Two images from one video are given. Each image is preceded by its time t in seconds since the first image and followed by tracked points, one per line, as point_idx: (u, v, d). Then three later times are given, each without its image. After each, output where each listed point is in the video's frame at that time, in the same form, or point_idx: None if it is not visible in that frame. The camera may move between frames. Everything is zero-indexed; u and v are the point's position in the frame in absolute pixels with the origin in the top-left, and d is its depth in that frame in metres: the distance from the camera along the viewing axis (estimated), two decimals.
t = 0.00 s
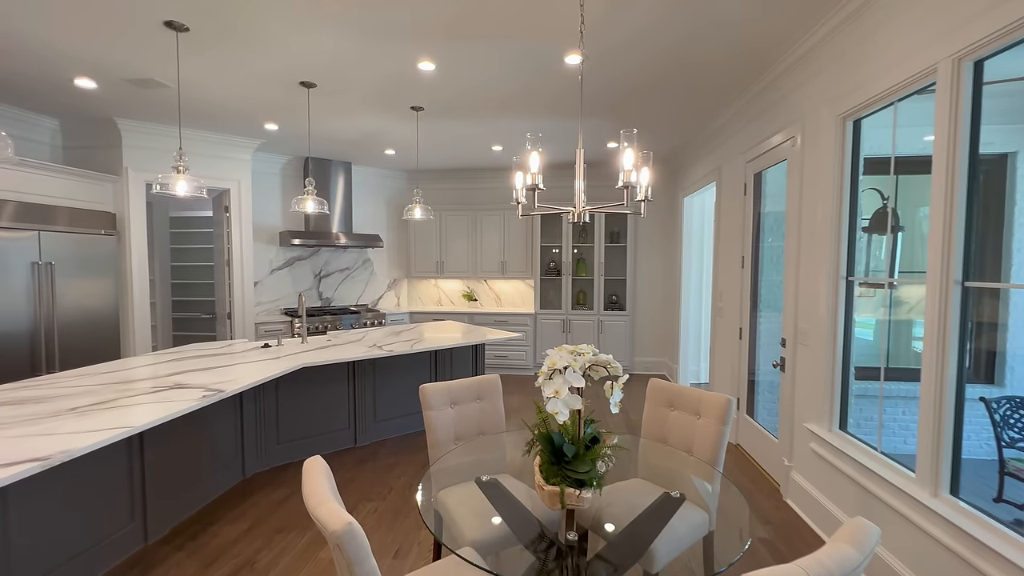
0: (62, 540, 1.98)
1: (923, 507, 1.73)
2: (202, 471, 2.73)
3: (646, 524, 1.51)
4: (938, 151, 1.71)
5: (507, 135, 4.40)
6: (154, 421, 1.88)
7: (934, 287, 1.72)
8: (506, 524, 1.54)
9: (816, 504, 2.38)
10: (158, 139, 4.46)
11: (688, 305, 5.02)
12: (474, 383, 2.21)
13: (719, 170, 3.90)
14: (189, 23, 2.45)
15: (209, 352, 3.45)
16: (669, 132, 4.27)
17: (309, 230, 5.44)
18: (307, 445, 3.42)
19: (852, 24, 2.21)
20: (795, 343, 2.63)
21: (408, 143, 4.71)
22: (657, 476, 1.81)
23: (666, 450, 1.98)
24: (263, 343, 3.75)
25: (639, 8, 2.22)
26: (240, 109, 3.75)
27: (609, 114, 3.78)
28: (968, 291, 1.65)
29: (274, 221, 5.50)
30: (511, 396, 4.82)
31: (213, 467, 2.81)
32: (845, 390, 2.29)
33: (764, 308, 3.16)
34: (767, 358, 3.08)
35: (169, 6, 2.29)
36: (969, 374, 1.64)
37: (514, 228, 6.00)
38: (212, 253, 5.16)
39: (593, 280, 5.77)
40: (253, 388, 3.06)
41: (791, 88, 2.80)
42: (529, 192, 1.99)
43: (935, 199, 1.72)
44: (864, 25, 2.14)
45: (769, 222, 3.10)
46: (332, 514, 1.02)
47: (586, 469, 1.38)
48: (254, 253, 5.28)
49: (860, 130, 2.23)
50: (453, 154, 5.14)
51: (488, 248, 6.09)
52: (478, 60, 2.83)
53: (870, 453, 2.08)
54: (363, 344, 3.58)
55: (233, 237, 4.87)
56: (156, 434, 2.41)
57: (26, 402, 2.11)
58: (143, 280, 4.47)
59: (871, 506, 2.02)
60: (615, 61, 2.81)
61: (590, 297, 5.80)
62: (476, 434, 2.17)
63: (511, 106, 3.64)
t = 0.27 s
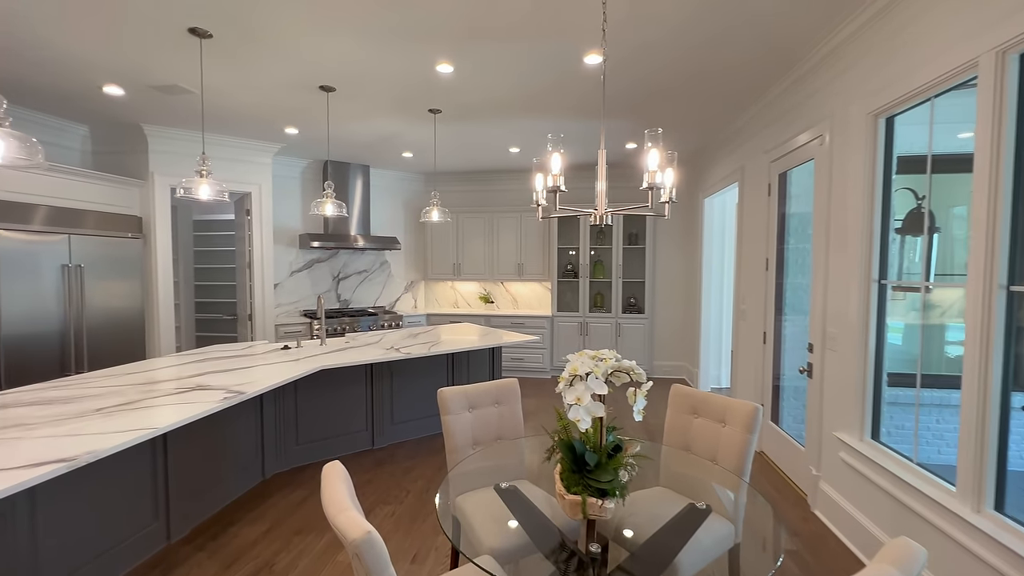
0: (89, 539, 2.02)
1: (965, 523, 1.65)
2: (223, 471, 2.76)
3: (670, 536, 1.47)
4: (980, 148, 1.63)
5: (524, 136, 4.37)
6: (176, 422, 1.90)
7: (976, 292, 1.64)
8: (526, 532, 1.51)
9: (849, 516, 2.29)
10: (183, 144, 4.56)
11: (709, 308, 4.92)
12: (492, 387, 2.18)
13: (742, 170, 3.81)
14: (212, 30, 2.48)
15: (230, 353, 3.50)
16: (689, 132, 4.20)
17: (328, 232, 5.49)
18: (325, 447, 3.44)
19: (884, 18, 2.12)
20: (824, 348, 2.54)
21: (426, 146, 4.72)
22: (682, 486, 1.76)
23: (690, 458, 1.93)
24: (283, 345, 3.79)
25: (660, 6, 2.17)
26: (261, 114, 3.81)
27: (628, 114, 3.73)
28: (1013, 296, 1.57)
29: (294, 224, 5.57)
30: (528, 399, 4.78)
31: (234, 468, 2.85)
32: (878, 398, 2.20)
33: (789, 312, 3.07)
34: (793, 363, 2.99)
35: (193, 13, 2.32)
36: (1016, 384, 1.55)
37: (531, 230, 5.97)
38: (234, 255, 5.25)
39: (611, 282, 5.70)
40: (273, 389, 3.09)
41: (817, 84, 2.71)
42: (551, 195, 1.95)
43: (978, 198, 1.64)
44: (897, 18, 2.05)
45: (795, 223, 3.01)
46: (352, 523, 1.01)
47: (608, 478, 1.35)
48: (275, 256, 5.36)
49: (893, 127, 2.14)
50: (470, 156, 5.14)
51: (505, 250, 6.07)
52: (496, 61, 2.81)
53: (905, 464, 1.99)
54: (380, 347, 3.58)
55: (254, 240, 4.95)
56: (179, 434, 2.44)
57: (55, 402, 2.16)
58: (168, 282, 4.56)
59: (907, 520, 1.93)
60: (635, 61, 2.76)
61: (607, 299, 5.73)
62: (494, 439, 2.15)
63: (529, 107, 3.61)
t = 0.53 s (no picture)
0: (120, 534, 2.07)
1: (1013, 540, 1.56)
2: (248, 470, 2.81)
3: (699, 546, 1.43)
4: None
5: (544, 137, 4.35)
6: (203, 421, 1.93)
7: None
8: (549, 539, 1.49)
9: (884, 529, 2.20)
10: (210, 149, 4.67)
11: (733, 311, 4.81)
12: (513, 390, 2.17)
13: (768, 169, 3.71)
14: (239, 36, 2.53)
15: (254, 354, 3.56)
16: (713, 131, 4.12)
17: (349, 234, 5.56)
18: (346, 447, 3.47)
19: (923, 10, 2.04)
20: (857, 353, 2.45)
21: (446, 148, 4.74)
22: (710, 495, 1.71)
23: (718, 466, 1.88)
24: (305, 346, 3.83)
25: (685, 3, 2.13)
26: (285, 118, 3.87)
27: (650, 114, 3.67)
28: None
29: (317, 226, 5.66)
30: (548, 402, 4.75)
31: (258, 467, 2.89)
32: (916, 406, 2.11)
33: (818, 315, 2.97)
34: (823, 369, 2.89)
35: (221, 20, 2.36)
36: None
37: (550, 231, 5.95)
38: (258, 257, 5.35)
39: (632, 284, 5.63)
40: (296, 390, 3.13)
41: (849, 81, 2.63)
42: (576, 197, 1.92)
43: None
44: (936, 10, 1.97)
45: (825, 224, 2.92)
46: (377, 528, 1.00)
47: (634, 486, 1.32)
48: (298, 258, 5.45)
49: (932, 124, 2.06)
50: (489, 157, 5.14)
51: (524, 252, 6.06)
52: (517, 62, 2.79)
53: (945, 476, 1.90)
54: (400, 348, 3.60)
55: (278, 242, 5.04)
56: (205, 433, 2.49)
57: (88, 401, 2.22)
58: (195, 283, 4.67)
59: (948, 535, 1.83)
60: (659, 59, 2.71)
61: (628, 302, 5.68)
62: (515, 443, 2.13)
63: (549, 108, 3.59)
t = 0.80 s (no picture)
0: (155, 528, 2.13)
1: None
2: (276, 468, 2.86)
3: (733, 558, 1.38)
4: None
5: (567, 138, 4.32)
6: (235, 420, 1.97)
7: None
8: (576, 545, 1.46)
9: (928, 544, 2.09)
10: (240, 153, 4.80)
11: (762, 314, 4.68)
12: (538, 393, 2.15)
13: (800, 168, 3.60)
14: (269, 43, 2.58)
15: (282, 354, 3.64)
16: (742, 129, 4.02)
17: (373, 236, 5.63)
18: (371, 447, 3.50)
19: None
20: (897, 359, 2.35)
21: (469, 150, 4.76)
22: (743, 504, 1.65)
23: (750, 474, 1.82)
24: (331, 346, 3.89)
25: None
26: (312, 122, 3.94)
27: (676, 113, 3.61)
28: None
29: (342, 228, 5.75)
30: (571, 405, 4.71)
31: (286, 465, 2.95)
32: (962, 415, 2.00)
33: (854, 319, 2.87)
34: (859, 374, 2.78)
35: (252, 28, 2.42)
36: None
37: (573, 232, 5.91)
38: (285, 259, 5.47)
39: (656, 286, 5.55)
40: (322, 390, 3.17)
41: (887, 75, 2.52)
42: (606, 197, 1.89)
43: None
44: None
45: (861, 224, 2.81)
46: (406, 531, 1.00)
47: (666, 494, 1.28)
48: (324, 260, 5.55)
49: (980, 118, 1.95)
50: (512, 159, 5.14)
51: (546, 253, 6.03)
52: (542, 63, 2.77)
53: (996, 489, 1.80)
54: (424, 349, 3.62)
55: (304, 244, 5.14)
56: (235, 431, 2.55)
57: (126, 398, 2.29)
58: (226, 284, 4.80)
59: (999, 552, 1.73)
60: (687, 57, 2.66)
61: (652, 304, 5.59)
62: (540, 446, 2.11)
63: (573, 108, 3.56)
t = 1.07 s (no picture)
0: (193, 521, 2.20)
1: None
2: (306, 465, 2.91)
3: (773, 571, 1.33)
4: None
5: (594, 138, 4.28)
6: (268, 418, 2.01)
7: None
8: (609, 553, 1.44)
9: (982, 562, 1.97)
10: (273, 157, 4.94)
11: (795, 316, 4.52)
12: (566, 395, 2.13)
13: (838, 165, 3.47)
14: (302, 49, 2.63)
15: (313, 353, 3.71)
16: (776, 126, 3.90)
17: (400, 238, 5.70)
18: (398, 446, 3.53)
19: None
20: (946, 365, 2.23)
21: (495, 151, 4.76)
22: (782, 514, 1.59)
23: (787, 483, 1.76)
24: (358, 346, 3.95)
25: None
26: (342, 126, 4.01)
27: (707, 110, 3.53)
28: None
29: (369, 230, 5.85)
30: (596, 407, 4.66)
31: (316, 462, 3.01)
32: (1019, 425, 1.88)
33: (896, 323, 2.74)
34: (903, 380, 2.66)
35: (285, 36, 2.48)
36: None
37: (599, 233, 5.85)
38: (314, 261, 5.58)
39: (684, 288, 5.44)
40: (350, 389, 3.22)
41: (935, 66, 2.40)
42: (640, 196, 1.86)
43: None
44: None
45: (904, 223, 2.69)
46: (439, 532, 0.99)
47: (701, 502, 1.25)
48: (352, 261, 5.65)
49: None
50: (537, 160, 5.12)
51: (571, 254, 5.99)
52: (570, 62, 2.75)
53: None
54: (450, 350, 3.64)
55: (333, 246, 5.24)
56: (268, 429, 2.61)
57: (165, 395, 2.38)
58: (258, 285, 4.93)
59: None
60: (719, 53, 2.59)
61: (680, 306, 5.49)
62: (568, 449, 2.08)
63: (600, 107, 3.51)
